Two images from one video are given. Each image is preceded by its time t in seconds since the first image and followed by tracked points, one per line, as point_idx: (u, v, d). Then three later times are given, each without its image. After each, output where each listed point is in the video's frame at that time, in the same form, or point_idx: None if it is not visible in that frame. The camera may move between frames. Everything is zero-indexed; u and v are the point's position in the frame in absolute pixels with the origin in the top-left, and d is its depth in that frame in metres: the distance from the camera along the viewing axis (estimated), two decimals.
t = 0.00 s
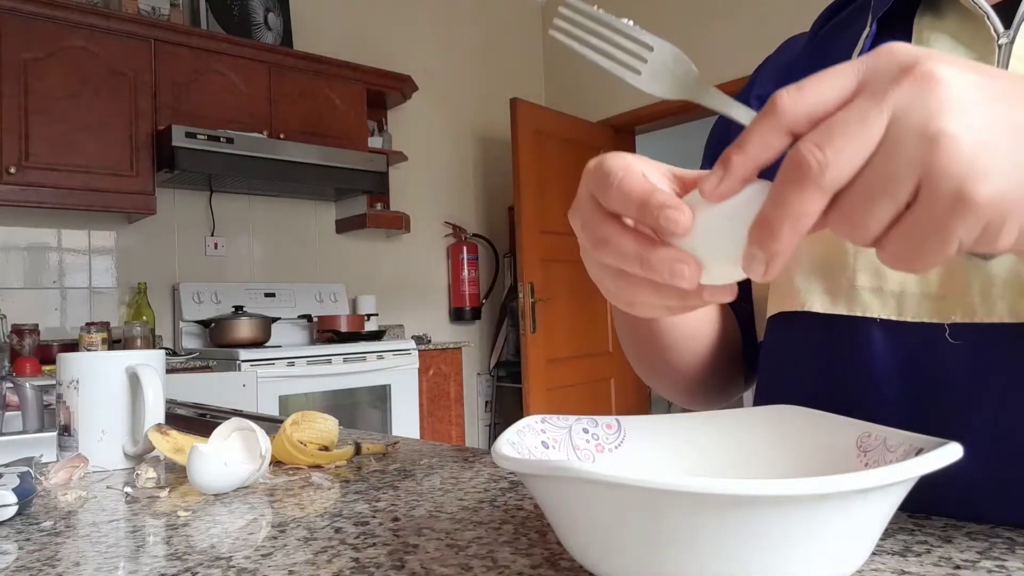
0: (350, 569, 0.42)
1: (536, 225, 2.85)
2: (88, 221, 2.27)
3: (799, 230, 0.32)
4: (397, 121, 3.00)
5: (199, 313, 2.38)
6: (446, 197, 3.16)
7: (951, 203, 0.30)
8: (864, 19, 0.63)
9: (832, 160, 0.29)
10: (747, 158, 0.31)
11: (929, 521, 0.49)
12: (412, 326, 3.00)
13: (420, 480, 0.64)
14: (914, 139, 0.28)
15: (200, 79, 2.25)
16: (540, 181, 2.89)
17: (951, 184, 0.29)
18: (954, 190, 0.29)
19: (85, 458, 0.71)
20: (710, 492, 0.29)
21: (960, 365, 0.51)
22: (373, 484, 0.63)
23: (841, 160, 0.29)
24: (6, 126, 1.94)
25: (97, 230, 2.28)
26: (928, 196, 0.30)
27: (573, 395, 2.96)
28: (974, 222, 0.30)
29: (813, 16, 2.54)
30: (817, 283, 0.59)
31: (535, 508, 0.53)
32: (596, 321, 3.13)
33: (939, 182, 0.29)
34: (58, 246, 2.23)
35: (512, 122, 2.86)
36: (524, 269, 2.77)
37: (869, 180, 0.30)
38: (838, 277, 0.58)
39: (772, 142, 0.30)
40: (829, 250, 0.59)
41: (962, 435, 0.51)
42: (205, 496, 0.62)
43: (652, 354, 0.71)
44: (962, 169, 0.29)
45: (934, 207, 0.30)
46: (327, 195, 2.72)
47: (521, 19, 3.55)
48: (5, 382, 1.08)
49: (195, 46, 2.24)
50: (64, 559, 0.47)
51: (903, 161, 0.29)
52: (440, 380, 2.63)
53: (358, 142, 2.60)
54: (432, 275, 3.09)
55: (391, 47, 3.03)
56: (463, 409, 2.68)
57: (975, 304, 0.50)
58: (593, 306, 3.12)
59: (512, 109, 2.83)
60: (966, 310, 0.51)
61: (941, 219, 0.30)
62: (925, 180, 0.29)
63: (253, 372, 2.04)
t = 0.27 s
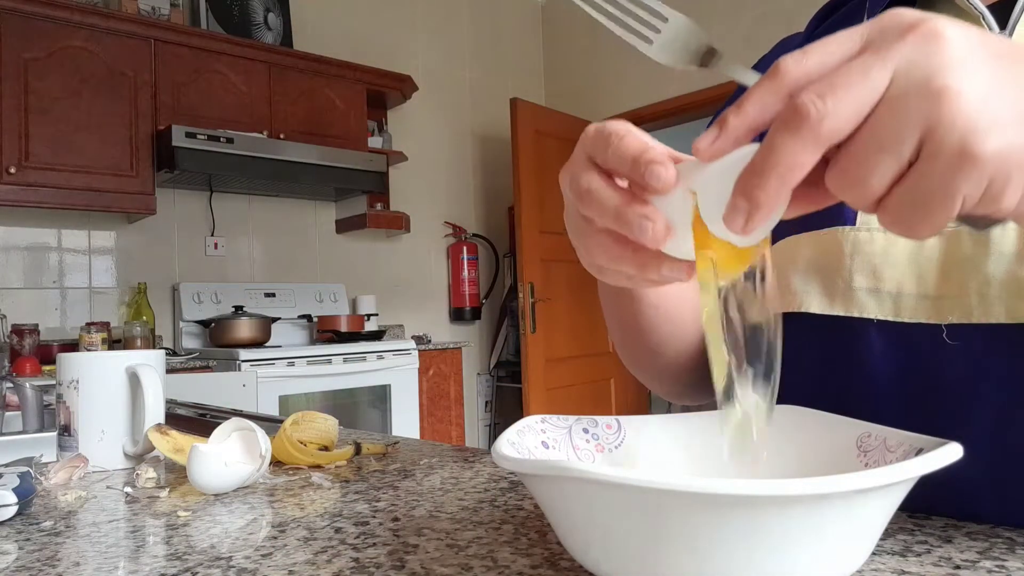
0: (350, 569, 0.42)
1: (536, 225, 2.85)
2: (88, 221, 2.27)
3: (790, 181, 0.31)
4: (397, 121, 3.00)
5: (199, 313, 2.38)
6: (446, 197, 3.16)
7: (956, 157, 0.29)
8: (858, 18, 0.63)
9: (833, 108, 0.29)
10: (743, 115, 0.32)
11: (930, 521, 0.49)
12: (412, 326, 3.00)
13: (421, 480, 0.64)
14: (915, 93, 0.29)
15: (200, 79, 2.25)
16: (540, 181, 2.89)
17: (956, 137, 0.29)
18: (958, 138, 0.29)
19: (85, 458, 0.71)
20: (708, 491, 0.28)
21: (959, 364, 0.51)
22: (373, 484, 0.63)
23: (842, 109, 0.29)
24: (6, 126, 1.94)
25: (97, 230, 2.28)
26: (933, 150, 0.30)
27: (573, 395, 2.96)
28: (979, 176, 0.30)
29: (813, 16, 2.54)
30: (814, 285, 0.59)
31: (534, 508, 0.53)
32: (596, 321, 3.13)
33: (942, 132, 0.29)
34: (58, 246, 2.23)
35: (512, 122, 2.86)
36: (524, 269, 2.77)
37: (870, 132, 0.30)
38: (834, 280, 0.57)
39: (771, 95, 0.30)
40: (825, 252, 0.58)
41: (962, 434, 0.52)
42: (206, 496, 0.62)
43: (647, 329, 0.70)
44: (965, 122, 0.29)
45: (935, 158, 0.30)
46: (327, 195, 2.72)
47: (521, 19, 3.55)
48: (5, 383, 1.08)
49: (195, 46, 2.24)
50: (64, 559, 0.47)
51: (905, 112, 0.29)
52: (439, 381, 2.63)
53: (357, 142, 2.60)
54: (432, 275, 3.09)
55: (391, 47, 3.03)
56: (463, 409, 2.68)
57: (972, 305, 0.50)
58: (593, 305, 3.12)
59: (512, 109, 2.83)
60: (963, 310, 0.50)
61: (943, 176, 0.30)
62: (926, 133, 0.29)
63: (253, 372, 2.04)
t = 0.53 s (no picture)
0: (350, 569, 0.42)
1: (536, 225, 2.85)
2: (88, 221, 2.27)
3: (790, 96, 0.29)
4: (397, 121, 3.00)
5: (199, 313, 2.38)
6: (446, 197, 3.16)
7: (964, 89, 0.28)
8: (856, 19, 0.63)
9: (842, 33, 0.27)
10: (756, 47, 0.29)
11: (929, 521, 0.49)
12: (412, 326, 3.00)
13: (420, 480, 0.64)
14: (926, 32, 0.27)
15: (200, 79, 2.25)
16: (540, 181, 2.89)
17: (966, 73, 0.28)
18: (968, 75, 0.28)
19: (85, 457, 0.71)
20: (709, 492, 0.28)
21: (959, 364, 0.51)
22: (373, 484, 0.63)
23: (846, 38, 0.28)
24: (7, 125, 1.94)
25: (98, 230, 2.28)
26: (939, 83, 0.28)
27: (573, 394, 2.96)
28: (983, 100, 0.28)
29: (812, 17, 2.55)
30: (813, 284, 0.58)
31: (535, 508, 0.53)
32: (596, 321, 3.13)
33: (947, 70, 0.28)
34: (58, 246, 2.23)
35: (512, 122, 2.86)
36: (524, 269, 2.77)
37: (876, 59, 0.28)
38: (833, 280, 0.57)
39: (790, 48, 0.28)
40: (822, 251, 0.57)
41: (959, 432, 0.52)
42: (206, 496, 0.62)
43: (654, 286, 0.66)
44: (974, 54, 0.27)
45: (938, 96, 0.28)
46: (327, 195, 2.72)
47: (521, 19, 3.55)
48: (5, 382, 1.08)
49: (195, 45, 2.24)
50: (64, 559, 0.47)
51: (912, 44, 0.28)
52: (439, 381, 2.63)
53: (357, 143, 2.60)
54: (432, 275, 3.09)
55: (391, 47, 3.03)
56: (463, 409, 2.68)
57: (972, 305, 0.50)
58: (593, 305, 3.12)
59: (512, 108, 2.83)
60: (961, 311, 0.51)
61: (945, 100, 0.28)
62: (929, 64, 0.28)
63: (253, 372, 2.04)
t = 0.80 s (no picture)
0: (350, 569, 0.42)
1: (536, 225, 2.85)
2: (88, 221, 2.27)
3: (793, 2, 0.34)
4: (397, 121, 3.00)
5: (199, 313, 2.38)
6: (446, 197, 3.16)
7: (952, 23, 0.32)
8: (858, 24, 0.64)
9: None
10: None
11: (929, 521, 0.49)
12: (412, 326, 3.00)
13: (421, 480, 0.64)
14: None
15: (200, 79, 2.25)
16: (540, 181, 2.89)
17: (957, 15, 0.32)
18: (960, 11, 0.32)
19: (85, 457, 0.71)
20: (711, 492, 0.28)
21: (960, 363, 0.51)
22: (373, 484, 0.63)
23: None
24: (7, 125, 1.94)
25: (97, 230, 2.28)
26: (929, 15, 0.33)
27: (573, 394, 2.96)
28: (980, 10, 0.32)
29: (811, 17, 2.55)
30: (814, 284, 0.58)
31: (535, 508, 0.53)
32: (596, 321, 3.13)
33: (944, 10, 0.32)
34: (58, 246, 2.23)
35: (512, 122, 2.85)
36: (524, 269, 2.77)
37: None
38: (834, 280, 0.57)
39: None
40: (824, 250, 0.57)
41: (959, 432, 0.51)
42: (205, 496, 0.62)
43: (649, 248, 0.63)
44: None
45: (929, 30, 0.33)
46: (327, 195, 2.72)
47: (521, 19, 3.55)
48: (5, 383, 1.08)
49: (195, 45, 2.24)
50: (64, 559, 0.47)
51: None
52: (439, 380, 2.63)
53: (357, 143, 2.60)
54: (432, 275, 3.09)
55: (391, 47, 3.03)
56: (463, 409, 2.68)
57: (972, 305, 0.50)
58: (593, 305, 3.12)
59: (512, 108, 2.83)
60: (961, 311, 0.50)
61: (940, 15, 0.32)
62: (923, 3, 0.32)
63: (253, 372, 2.04)
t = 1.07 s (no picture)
0: (350, 569, 0.42)
1: (536, 225, 2.85)
2: (88, 221, 2.27)
3: None
4: (397, 121, 3.00)
5: (199, 313, 2.38)
6: (446, 197, 3.16)
7: None
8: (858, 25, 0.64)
9: None
10: None
11: (929, 521, 0.49)
12: (412, 326, 3.00)
13: (420, 480, 0.64)
14: None
15: (200, 79, 2.25)
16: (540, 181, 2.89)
17: None
18: None
19: (85, 458, 0.71)
20: (711, 494, 0.28)
21: (959, 362, 0.51)
22: (373, 484, 0.63)
23: None
24: (7, 125, 1.94)
25: (97, 230, 2.28)
26: None
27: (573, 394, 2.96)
28: None
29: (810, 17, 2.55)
30: (814, 284, 0.58)
31: (535, 508, 0.53)
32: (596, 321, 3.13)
33: None
34: (58, 246, 2.23)
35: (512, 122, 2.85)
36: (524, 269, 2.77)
37: None
38: (834, 280, 0.57)
39: None
40: (823, 250, 0.58)
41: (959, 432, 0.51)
42: (205, 496, 0.62)
43: (649, 243, 0.63)
44: None
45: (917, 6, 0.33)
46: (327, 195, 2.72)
47: (521, 19, 3.55)
48: (5, 383, 1.08)
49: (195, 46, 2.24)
50: (64, 559, 0.47)
51: None
52: (439, 381, 2.63)
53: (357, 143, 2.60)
54: (432, 275, 3.09)
55: (392, 47, 3.03)
56: (463, 409, 2.68)
57: (972, 305, 0.50)
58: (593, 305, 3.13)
59: (512, 109, 2.83)
60: (960, 312, 0.51)
61: None
62: None
63: (253, 372, 2.04)
